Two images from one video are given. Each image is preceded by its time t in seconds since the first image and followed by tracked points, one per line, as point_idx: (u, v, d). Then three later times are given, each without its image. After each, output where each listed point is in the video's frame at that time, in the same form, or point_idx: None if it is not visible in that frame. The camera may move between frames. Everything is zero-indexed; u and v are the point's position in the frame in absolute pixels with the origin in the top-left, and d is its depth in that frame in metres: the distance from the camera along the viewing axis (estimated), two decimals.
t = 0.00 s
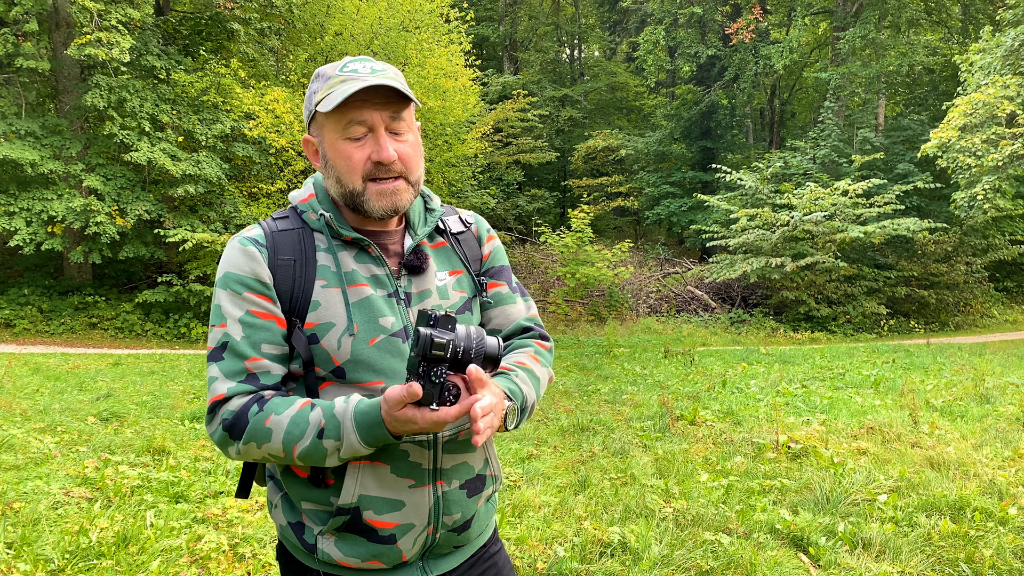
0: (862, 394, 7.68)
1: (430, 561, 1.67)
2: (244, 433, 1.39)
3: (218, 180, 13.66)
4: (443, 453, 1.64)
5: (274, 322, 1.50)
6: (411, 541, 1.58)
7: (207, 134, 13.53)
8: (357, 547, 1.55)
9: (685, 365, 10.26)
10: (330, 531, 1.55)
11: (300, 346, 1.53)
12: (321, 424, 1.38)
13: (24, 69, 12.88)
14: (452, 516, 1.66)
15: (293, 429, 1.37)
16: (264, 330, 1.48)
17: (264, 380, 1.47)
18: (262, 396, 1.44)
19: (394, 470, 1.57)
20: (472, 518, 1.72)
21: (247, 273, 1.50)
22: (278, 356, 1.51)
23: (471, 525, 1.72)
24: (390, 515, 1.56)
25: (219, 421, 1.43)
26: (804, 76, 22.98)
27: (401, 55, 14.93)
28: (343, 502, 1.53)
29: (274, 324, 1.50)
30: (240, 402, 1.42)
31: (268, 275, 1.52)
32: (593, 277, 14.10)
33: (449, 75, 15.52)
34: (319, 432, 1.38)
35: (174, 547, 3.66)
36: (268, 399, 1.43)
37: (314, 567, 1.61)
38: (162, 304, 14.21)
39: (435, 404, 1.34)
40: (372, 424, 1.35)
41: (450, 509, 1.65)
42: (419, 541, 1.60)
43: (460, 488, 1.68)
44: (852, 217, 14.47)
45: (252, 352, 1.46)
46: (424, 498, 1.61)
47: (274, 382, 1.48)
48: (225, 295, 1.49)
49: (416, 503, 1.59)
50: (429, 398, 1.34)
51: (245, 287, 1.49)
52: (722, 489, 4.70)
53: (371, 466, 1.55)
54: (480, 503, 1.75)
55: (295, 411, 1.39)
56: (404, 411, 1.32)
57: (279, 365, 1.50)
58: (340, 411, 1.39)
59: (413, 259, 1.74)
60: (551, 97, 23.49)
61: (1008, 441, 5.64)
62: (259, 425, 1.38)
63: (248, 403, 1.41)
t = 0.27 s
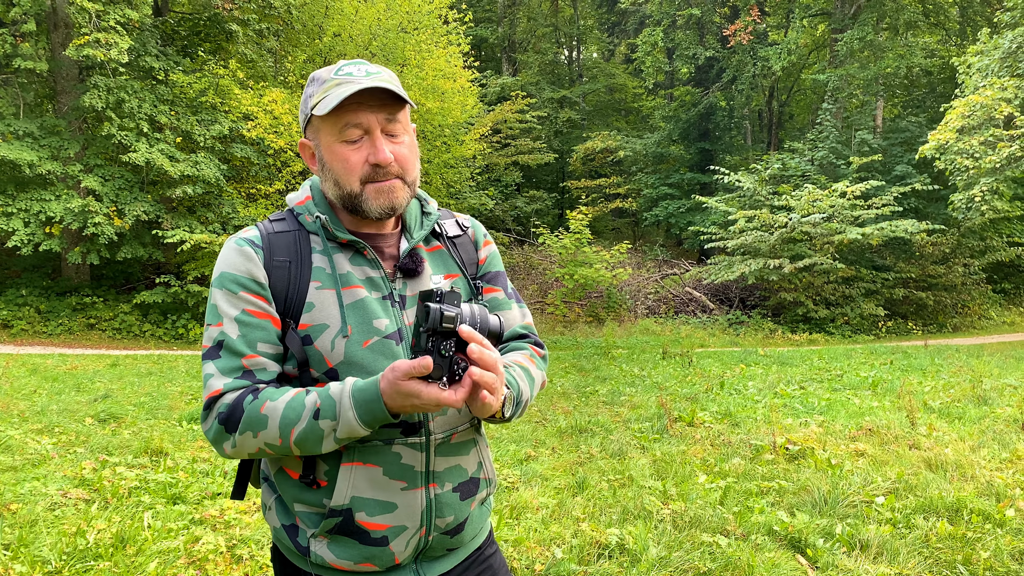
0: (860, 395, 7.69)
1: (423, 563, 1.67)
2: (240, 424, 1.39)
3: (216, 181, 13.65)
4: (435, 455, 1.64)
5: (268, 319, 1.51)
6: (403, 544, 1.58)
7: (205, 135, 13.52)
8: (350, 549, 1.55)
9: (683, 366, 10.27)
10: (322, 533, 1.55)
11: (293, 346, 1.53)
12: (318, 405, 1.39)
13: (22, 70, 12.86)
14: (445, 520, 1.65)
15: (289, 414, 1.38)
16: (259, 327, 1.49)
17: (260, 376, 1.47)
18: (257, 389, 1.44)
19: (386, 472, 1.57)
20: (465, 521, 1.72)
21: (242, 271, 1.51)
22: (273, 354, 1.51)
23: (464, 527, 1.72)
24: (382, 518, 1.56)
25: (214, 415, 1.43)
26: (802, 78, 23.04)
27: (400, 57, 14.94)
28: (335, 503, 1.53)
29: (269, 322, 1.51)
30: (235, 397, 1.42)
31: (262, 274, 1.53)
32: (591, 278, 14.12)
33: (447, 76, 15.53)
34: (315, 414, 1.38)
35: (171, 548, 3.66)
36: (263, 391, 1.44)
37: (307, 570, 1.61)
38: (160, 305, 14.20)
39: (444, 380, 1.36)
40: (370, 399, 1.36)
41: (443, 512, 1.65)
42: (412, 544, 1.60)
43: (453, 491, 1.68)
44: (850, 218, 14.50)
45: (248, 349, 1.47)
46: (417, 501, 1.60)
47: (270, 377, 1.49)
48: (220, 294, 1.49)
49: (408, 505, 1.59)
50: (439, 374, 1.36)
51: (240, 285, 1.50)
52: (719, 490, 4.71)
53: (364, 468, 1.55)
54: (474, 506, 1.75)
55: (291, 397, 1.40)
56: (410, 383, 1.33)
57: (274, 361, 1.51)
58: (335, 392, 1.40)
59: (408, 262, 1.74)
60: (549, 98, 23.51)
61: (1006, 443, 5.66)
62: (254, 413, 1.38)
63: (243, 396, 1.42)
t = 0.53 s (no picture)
0: (858, 396, 7.70)
1: (421, 564, 1.68)
2: (240, 414, 1.38)
3: (214, 182, 13.64)
4: (432, 455, 1.65)
5: (267, 315, 1.51)
6: (400, 545, 1.59)
7: (203, 136, 13.51)
8: (347, 550, 1.55)
9: (681, 367, 10.28)
10: (319, 534, 1.56)
11: (291, 344, 1.54)
12: (317, 387, 1.38)
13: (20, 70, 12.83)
14: (441, 520, 1.66)
15: (289, 399, 1.37)
16: (259, 323, 1.49)
17: (260, 370, 1.47)
18: (257, 380, 1.44)
19: (384, 472, 1.57)
20: (463, 522, 1.72)
21: (240, 268, 1.51)
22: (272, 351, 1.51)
23: (461, 528, 1.73)
24: (379, 518, 1.56)
25: (214, 409, 1.42)
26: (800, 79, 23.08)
27: (398, 58, 14.93)
28: (333, 504, 1.53)
29: (267, 318, 1.51)
30: (235, 389, 1.41)
31: (260, 271, 1.53)
32: (589, 279, 14.12)
33: (446, 77, 15.53)
34: (315, 396, 1.37)
35: (169, 549, 3.66)
36: (263, 381, 1.43)
37: (303, 572, 1.62)
38: (157, 306, 14.18)
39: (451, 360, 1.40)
40: (370, 377, 1.35)
41: (439, 513, 1.65)
42: (409, 545, 1.60)
43: (450, 492, 1.68)
44: (848, 219, 14.52)
45: (248, 344, 1.46)
46: (413, 501, 1.61)
47: (270, 370, 1.48)
48: (218, 291, 1.49)
49: (405, 505, 1.59)
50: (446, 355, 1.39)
51: (239, 282, 1.50)
52: (718, 491, 4.71)
53: (361, 468, 1.55)
54: (471, 507, 1.76)
55: (291, 383, 1.39)
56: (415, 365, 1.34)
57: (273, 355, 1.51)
58: (335, 374, 1.38)
59: (405, 262, 1.75)
60: (548, 99, 23.52)
61: (1004, 443, 5.68)
62: (255, 401, 1.38)
63: (243, 388, 1.41)
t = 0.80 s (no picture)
0: (856, 397, 7.71)
1: (421, 564, 1.68)
2: (243, 414, 1.37)
3: (212, 183, 13.63)
4: (432, 454, 1.65)
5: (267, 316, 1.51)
6: (401, 544, 1.59)
7: (201, 137, 13.50)
8: (347, 550, 1.55)
9: (680, 368, 10.29)
10: (319, 534, 1.55)
11: (290, 344, 1.53)
12: (323, 392, 1.37)
13: (17, 72, 12.81)
14: (442, 519, 1.66)
15: (293, 402, 1.36)
16: (259, 324, 1.49)
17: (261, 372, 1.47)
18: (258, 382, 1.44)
19: (383, 471, 1.57)
20: (463, 521, 1.72)
21: (240, 270, 1.51)
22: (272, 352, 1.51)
23: (461, 527, 1.73)
24: (379, 517, 1.56)
25: (215, 408, 1.41)
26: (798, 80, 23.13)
27: (396, 58, 14.92)
28: (333, 504, 1.53)
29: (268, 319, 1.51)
30: (236, 390, 1.40)
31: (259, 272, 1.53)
32: (588, 280, 14.12)
33: (444, 78, 15.53)
34: (320, 401, 1.36)
35: (166, 551, 3.65)
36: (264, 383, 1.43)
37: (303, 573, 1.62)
38: (156, 307, 14.16)
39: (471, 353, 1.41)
40: (378, 387, 1.35)
41: (440, 511, 1.66)
42: (409, 544, 1.60)
43: (450, 490, 1.69)
44: (846, 220, 14.53)
45: (249, 344, 1.46)
46: (414, 500, 1.61)
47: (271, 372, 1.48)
48: (219, 291, 1.49)
49: (406, 504, 1.59)
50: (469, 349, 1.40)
51: (239, 284, 1.50)
52: (716, 492, 4.72)
53: (361, 467, 1.55)
54: (471, 506, 1.76)
55: (294, 386, 1.39)
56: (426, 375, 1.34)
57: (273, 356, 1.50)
58: (341, 381, 1.38)
59: (402, 262, 1.75)
60: (546, 100, 23.54)
61: (1002, 444, 5.69)
62: (258, 403, 1.36)
63: (245, 388, 1.40)
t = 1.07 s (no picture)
0: (855, 398, 7.72)
1: (421, 565, 1.68)
2: (222, 431, 1.38)
3: (210, 184, 13.62)
4: (430, 454, 1.65)
5: (253, 327, 1.51)
6: (401, 545, 1.59)
7: (199, 138, 13.49)
8: (347, 553, 1.56)
9: (678, 368, 10.30)
10: (319, 537, 1.55)
11: (280, 351, 1.53)
12: (298, 410, 1.37)
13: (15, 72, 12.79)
14: (441, 519, 1.66)
15: (271, 420, 1.36)
16: (243, 335, 1.49)
17: (245, 385, 1.47)
18: (242, 397, 1.44)
19: (382, 473, 1.57)
20: (462, 521, 1.73)
21: (225, 281, 1.51)
22: (259, 361, 1.51)
23: (461, 528, 1.73)
24: (379, 520, 1.56)
25: (199, 423, 1.43)
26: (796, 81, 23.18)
27: (394, 59, 14.92)
28: (331, 507, 1.54)
29: (254, 329, 1.51)
30: (218, 406, 1.41)
31: (247, 281, 1.53)
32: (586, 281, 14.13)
33: (442, 79, 15.54)
34: (295, 419, 1.36)
35: (165, 553, 3.65)
36: (247, 398, 1.43)
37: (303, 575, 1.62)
38: (154, 308, 14.15)
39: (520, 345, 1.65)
40: (350, 406, 1.33)
41: (439, 512, 1.66)
42: (409, 545, 1.60)
43: (449, 491, 1.69)
44: (844, 220, 14.54)
45: (233, 357, 1.47)
46: (413, 502, 1.61)
47: (255, 385, 1.48)
48: (204, 303, 1.50)
49: (404, 506, 1.59)
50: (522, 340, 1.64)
51: (223, 295, 1.50)
52: (715, 492, 4.72)
53: (358, 470, 1.55)
54: (470, 507, 1.76)
55: (274, 403, 1.39)
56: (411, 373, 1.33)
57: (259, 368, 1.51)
58: (317, 399, 1.37)
59: (397, 264, 1.75)
60: (544, 101, 23.56)
61: (1000, 444, 5.71)
62: (237, 419, 1.38)
63: (227, 404, 1.41)
